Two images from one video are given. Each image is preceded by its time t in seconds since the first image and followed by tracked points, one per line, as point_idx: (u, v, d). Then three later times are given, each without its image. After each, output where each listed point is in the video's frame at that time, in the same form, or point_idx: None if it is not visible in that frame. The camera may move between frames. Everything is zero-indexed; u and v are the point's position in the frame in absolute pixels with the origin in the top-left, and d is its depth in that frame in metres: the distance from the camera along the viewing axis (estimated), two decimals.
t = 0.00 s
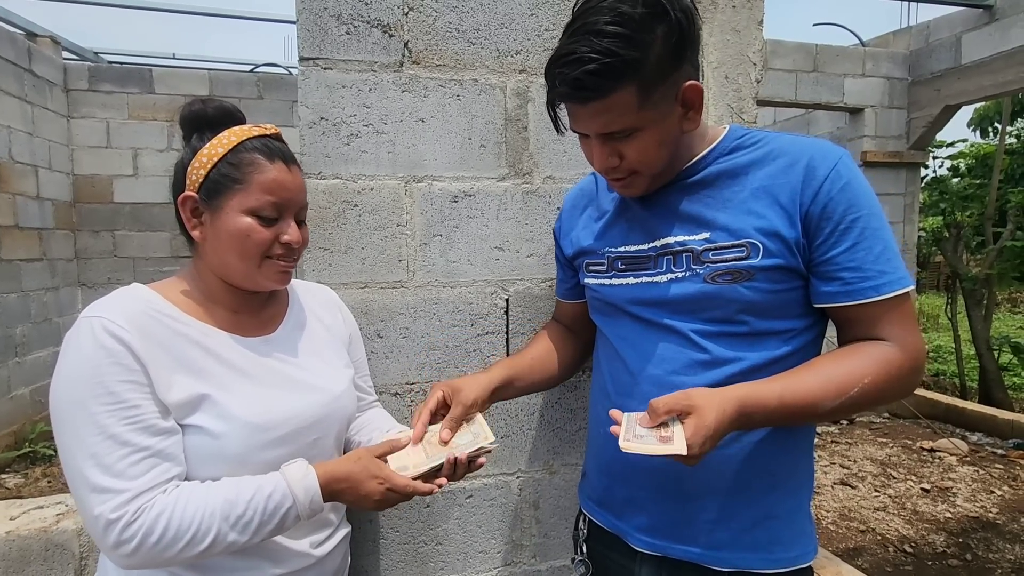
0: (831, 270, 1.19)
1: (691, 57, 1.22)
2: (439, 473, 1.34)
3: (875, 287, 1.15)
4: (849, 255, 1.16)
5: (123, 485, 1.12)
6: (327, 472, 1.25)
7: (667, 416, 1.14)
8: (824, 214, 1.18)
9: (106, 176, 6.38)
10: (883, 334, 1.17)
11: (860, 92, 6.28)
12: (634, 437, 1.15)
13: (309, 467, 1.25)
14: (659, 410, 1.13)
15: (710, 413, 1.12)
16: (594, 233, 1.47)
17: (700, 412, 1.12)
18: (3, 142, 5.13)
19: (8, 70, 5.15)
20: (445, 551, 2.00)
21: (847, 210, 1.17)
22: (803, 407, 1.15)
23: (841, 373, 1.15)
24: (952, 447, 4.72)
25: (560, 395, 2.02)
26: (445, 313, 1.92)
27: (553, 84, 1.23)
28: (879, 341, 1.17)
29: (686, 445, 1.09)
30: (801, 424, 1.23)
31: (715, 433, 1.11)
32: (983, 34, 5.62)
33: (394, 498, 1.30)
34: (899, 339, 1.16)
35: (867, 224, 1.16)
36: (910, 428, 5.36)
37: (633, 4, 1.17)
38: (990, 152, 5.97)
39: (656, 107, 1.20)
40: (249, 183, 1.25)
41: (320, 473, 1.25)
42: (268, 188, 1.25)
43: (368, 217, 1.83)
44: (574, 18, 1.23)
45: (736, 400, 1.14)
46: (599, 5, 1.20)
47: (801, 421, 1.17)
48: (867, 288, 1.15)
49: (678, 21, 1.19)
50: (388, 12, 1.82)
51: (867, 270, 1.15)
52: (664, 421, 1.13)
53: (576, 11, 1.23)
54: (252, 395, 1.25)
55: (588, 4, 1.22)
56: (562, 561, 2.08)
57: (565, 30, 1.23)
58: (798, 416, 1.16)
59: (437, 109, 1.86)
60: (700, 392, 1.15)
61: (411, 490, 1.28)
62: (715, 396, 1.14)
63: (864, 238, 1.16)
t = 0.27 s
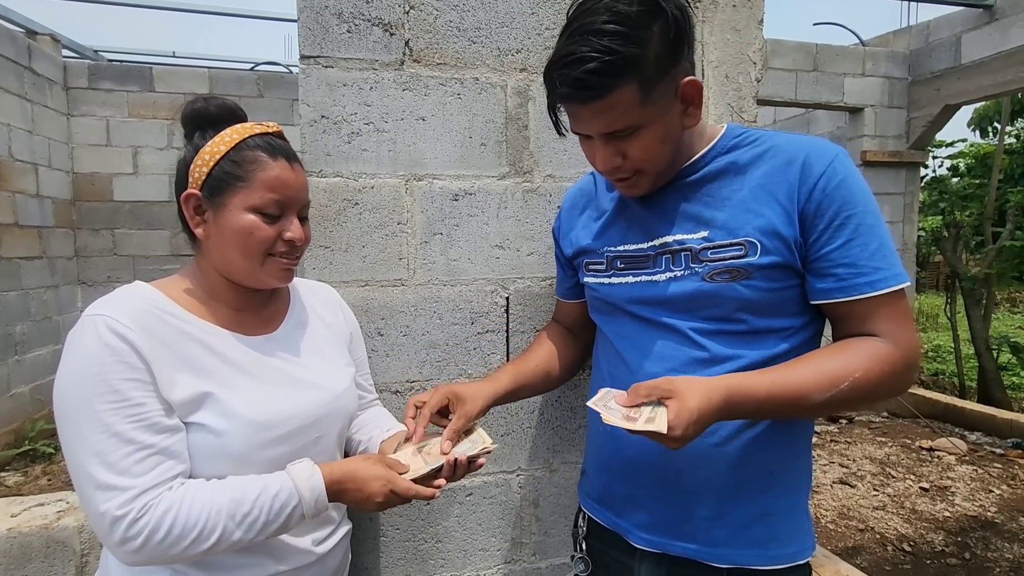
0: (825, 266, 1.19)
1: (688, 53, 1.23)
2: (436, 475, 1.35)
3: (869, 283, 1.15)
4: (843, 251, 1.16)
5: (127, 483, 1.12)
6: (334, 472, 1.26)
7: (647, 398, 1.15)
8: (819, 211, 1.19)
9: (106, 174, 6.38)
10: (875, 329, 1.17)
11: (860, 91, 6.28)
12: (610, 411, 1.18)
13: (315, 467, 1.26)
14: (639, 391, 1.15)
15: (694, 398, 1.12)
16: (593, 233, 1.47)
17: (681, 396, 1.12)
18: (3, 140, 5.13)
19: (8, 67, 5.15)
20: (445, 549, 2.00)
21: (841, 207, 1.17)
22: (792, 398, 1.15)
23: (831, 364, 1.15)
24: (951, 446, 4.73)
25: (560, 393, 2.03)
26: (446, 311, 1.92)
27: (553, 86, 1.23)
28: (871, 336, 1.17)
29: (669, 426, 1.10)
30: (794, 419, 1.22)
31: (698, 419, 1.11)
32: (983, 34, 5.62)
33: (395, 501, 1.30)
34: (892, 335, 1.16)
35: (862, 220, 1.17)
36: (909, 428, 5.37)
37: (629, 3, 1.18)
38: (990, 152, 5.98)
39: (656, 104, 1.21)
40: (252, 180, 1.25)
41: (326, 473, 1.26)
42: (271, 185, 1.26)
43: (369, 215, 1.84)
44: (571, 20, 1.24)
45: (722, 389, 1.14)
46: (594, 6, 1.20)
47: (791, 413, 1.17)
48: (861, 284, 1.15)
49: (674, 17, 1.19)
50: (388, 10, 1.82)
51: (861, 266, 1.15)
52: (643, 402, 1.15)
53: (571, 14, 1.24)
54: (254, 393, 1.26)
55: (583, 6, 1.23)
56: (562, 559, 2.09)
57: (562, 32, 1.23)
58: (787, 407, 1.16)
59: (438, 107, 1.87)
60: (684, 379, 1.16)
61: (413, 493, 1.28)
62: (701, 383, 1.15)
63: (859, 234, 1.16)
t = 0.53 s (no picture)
0: (814, 262, 1.19)
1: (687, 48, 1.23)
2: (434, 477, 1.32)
3: (858, 279, 1.14)
4: (833, 246, 1.16)
5: (127, 483, 1.12)
6: (333, 472, 1.26)
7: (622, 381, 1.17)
8: (811, 206, 1.19)
9: (105, 173, 6.37)
10: (862, 327, 1.16)
11: (861, 91, 6.28)
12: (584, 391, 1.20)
13: (314, 467, 1.25)
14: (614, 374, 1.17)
15: (665, 382, 1.13)
16: (593, 232, 1.47)
17: (653, 380, 1.14)
18: (2, 138, 5.13)
19: (8, 65, 5.15)
20: (445, 548, 2.00)
21: (833, 202, 1.17)
22: (767, 389, 1.16)
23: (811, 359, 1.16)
24: (950, 446, 4.73)
25: (560, 392, 2.02)
26: (446, 309, 1.91)
27: (557, 89, 1.22)
28: (858, 333, 1.17)
29: (640, 407, 1.11)
30: (775, 412, 1.23)
31: (669, 403, 1.12)
32: (983, 34, 5.62)
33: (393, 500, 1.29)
34: (880, 333, 1.15)
35: (853, 217, 1.16)
36: (909, 427, 5.36)
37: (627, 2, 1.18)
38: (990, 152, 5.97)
39: (660, 100, 1.20)
40: (252, 177, 1.24)
41: (324, 473, 1.26)
42: (272, 182, 1.25)
43: (369, 214, 1.83)
44: (569, 23, 1.23)
45: (697, 375, 1.16)
46: (592, 7, 1.20)
47: (766, 404, 1.18)
48: (850, 280, 1.15)
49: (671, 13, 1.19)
50: (389, 8, 1.81)
51: (851, 262, 1.14)
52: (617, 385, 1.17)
53: (568, 18, 1.24)
54: (253, 391, 1.25)
55: (580, 8, 1.23)
56: (562, 558, 2.08)
57: (562, 36, 1.23)
58: (762, 397, 1.17)
59: (438, 105, 1.86)
60: (660, 365, 1.17)
61: (411, 492, 1.27)
62: (676, 368, 1.16)
63: (849, 230, 1.15)
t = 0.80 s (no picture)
0: (815, 262, 1.18)
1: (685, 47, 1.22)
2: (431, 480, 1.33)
3: (858, 279, 1.13)
4: (833, 246, 1.15)
5: (122, 485, 1.11)
6: (328, 475, 1.25)
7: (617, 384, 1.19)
8: (812, 205, 1.18)
9: (105, 172, 6.36)
10: (861, 328, 1.16)
11: (862, 90, 6.27)
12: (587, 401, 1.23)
13: (310, 470, 1.24)
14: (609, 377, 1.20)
15: (658, 384, 1.14)
16: (596, 232, 1.46)
17: (645, 381, 1.15)
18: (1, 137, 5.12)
19: (7, 64, 5.15)
20: (445, 548, 1.99)
21: (833, 202, 1.16)
22: (761, 389, 1.16)
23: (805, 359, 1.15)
24: (951, 446, 4.72)
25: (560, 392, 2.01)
26: (446, 309, 1.90)
27: (554, 89, 1.22)
28: (856, 335, 1.16)
29: (633, 410, 1.13)
30: (771, 412, 1.22)
31: (660, 402, 1.13)
32: (985, 33, 5.61)
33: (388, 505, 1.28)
34: (877, 334, 1.14)
35: (854, 216, 1.15)
36: (910, 428, 5.35)
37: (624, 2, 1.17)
38: (991, 152, 5.96)
39: (657, 100, 1.19)
40: (246, 175, 1.23)
41: (321, 476, 1.25)
42: (266, 179, 1.24)
43: (369, 213, 1.82)
44: (566, 23, 1.22)
45: (689, 375, 1.16)
46: (589, 7, 1.19)
47: (761, 404, 1.18)
48: (849, 280, 1.14)
49: (668, 12, 1.18)
50: (390, 6, 1.80)
51: (851, 262, 1.14)
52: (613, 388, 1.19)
53: (565, 18, 1.22)
54: (252, 392, 1.24)
55: (577, 8, 1.22)
56: (562, 559, 2.07)
57: (559, 36, 1.22)
58: (755, 398, 1.17)
59: (439, 104, 1.85)
60: (654, 367, 1.18)
61: (407, 495, 1.27)
62: (669, 369, 1.17)
63: (849, 230, 1.15)
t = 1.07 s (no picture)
0: (823, 267, 1.17)
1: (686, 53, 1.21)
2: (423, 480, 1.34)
3: (867, 284, 1.13)
4: (842, 251, 1.14)
5: (116, 489, 1.11)
6: (321, 480, 1.24)
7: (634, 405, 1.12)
8: (819, 209, 1.17)
9: (105, 172, 6.36)
10: (873, 334, 1.15)
11: (863, 91, 6.27)
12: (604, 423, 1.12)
13: (303, 474, 1.24)
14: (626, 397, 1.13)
15: (677, 399, 1.10)
16: (597, 233, 1.45)
17: (666, 400, 1.11)
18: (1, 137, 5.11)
19: (7, 64, 5.14)
20: (445, 550, 1.99)
21: (841, 206, 1.15)
22: (777, 399, 1.15)
23: (821, 368, 1.14)
24: (952, 447, 4.71)
25: (560, 394, 2.01)
26: (446, 310, 1.90)
27: (550, 89, 1.22)
28: (868, 340, 1.16)
29: (656, 430, 1.08)
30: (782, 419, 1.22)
31: (684, 420, 1.10)
32: (985, 33, 5.60)
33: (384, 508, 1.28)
34: (888, 340, 1.14)
35: (862, 221, 1.15)
36: (910, 428, 5.35)
37: (624, 6, 1.16)
38: (992, 152, 5.95)
39: (653, 105, 1.19)
40: (241, 177, 1.23)
41: (315, 480, 1.24)
42: (261, 181, 1.24)
43: (368, 214, 1.82)
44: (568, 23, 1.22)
45: (708, 388, 1.14)
46: (590, 9, 1.18)
47: (776, 413, 1.17)
48: (858, 286, 1.14)
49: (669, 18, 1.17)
50: (389, 6, 1.80)
51: (860, 268, 1.13)
52: (633, 409, 1.12)
53: (568, 17, 1.22)
54: (250, 395, 1.24)
55: (580, 8, 1.21)
56: (562, 560, 2.07)
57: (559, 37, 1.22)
58: (770, 407, 1.16)
59: (438, 105, 1.85)
60: (670, 380, 1.15)
61: (404, 497, 1.27)
62: (687, 383, 1.14)
63: (858, 235, 1.14)
